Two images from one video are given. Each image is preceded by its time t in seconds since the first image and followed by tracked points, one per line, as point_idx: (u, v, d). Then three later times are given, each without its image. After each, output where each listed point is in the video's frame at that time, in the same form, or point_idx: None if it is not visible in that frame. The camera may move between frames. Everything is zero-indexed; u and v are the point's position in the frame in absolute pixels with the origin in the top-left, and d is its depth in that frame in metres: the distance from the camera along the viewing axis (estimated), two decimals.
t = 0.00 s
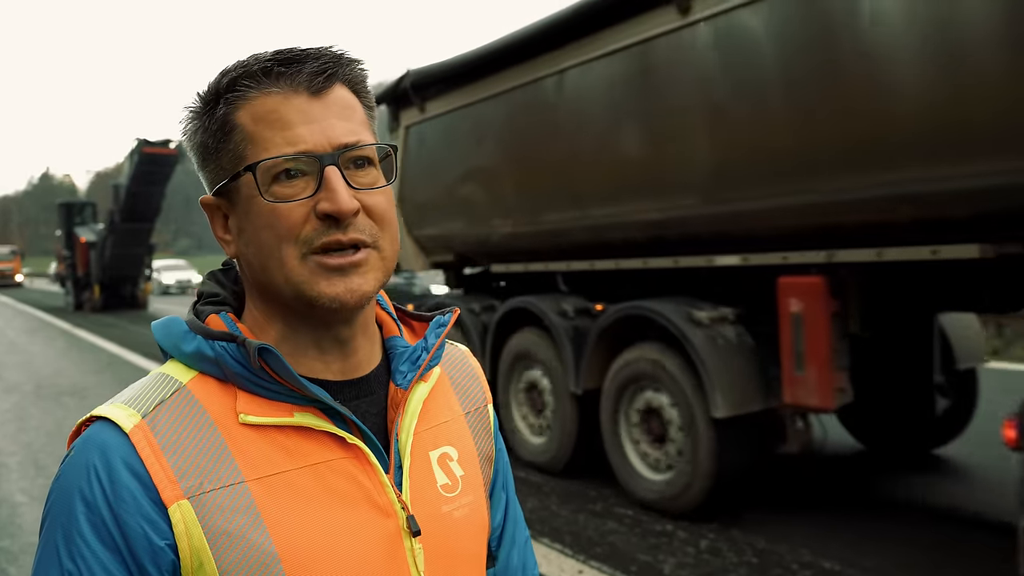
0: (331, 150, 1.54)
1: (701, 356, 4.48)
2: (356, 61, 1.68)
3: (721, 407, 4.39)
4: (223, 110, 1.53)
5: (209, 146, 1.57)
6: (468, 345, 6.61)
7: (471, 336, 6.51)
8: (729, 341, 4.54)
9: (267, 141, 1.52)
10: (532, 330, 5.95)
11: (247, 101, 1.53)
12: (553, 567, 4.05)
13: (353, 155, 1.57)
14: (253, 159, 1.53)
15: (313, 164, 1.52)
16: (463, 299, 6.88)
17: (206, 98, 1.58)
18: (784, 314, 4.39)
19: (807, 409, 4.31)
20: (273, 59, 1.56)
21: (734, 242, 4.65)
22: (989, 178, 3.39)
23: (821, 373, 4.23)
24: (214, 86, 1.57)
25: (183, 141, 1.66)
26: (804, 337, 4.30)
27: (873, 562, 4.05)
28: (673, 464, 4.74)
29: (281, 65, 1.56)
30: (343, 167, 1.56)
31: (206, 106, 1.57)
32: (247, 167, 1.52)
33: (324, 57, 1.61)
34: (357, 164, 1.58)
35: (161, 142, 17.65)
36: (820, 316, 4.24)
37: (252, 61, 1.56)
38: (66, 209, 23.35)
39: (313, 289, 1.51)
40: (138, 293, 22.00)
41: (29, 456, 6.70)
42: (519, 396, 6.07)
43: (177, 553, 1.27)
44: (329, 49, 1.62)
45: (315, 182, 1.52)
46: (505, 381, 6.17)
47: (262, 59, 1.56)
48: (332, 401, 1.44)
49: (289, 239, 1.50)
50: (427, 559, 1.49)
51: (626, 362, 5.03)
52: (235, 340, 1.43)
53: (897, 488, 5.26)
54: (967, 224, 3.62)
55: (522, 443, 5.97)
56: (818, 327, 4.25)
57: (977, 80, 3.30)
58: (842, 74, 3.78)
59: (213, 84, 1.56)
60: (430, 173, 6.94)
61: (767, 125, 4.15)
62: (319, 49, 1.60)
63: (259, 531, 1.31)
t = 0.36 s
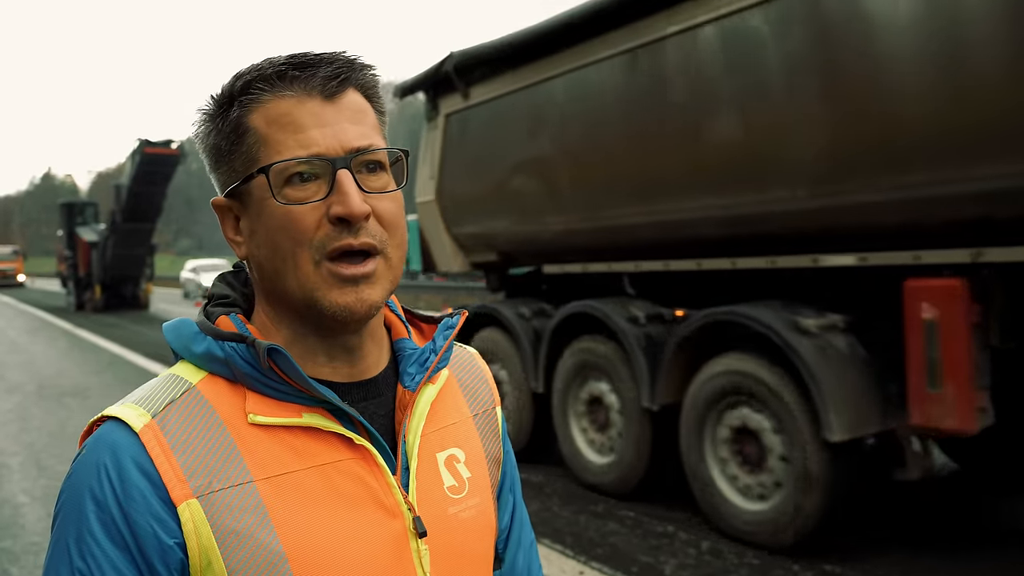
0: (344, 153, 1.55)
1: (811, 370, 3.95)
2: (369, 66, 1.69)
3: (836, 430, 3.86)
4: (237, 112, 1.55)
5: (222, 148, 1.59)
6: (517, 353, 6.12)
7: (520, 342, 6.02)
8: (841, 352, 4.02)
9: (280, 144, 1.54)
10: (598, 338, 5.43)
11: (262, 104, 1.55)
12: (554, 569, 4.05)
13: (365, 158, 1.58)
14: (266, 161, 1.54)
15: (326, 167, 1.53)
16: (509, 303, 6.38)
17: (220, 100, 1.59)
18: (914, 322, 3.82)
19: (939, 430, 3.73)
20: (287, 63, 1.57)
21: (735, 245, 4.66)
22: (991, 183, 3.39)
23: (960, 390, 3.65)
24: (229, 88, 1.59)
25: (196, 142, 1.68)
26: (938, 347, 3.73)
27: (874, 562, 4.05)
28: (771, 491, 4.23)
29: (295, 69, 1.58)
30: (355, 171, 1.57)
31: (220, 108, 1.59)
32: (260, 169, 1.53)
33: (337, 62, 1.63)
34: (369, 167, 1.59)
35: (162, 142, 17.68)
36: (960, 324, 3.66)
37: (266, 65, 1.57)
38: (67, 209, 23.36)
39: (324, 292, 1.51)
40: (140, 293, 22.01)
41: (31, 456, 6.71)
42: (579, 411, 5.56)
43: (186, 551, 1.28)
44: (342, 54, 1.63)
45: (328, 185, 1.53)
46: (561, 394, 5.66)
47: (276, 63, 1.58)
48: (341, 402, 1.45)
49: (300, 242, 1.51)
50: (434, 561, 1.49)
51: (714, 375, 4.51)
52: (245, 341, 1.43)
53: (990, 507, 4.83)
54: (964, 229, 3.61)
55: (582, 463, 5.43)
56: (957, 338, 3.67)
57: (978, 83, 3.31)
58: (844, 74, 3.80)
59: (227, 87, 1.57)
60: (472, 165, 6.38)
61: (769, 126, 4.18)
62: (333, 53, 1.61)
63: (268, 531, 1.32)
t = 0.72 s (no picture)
0: (358, 152, 1.56)
1: (965, 387, 3.35)
2: (384, 66, 1.70)
3: (1001, 459, 3.28)
4: (253, 111, 1.56)
5: (238, 146, 1.60)
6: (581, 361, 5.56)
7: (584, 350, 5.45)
8: (996, 366, 3.45)
9: (294, 142, 1.55)
10: (683, 346, 4.82)
11: (277, 103, 1.56)
12: (558, 569, 4.06)
13: (379, 157, 1.59)
14: (280, 159, 1.55)
15: (339, 165, 1.54)
16: (570, 305, 5.80)
17: (237, 98, 1.60)
18: None
19: None
20: (302, 62, 1.58)
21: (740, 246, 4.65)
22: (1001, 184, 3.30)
23: None
24: (244, 87, 1.60)
25: (210, 140, 1.69)
26: None
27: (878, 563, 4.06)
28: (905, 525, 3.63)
29: (310, 68, 1.59)
30: (369, 169, 1.57)
31: (236, 106, 1.60)
32: (275, 166, 1.53)
33: (352, 61, 1.64)
34: (383, 166, 1.60)
35: (167, 142, 17.71)
36: None
37: (282, 64, 1.59)
38: (71, 209, 23.38)
39: (337, 290, 1.52)
40: (145, 292, 22.05)
41: (36, 455, 6.73)
42: (656, 428, 4.99)
43: (200, 545, 1.28)
44: (357, 53, 1.64)
45: (341, 184, 1.54)
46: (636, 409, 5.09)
47: (292, 62, 1.59)
48: (354, 399, 1.45)
49: (313, 239, 1.51)
50: (444, 557, 1.50)
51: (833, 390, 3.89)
52: (260, 337, 1.44)
53: None
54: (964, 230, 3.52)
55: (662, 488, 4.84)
56: None
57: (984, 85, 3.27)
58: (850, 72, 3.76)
59: (242, 86, 1.59)
60: (529, 154, 5.84)
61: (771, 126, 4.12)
62: (347, 53, 1.62)
63: (281, 525, 1.32)
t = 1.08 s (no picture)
0: (348, 148, 1.57)
1: None
2: (383, 65, 1.71)
3: None
4: (248, 107, 1.57)
5: (235, 142, 1.62)
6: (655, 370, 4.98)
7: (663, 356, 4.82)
8: None
9: (286, 137, 1.56)
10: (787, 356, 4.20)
11: (271, 100, 1.57)
12: (558, 568, 4.06)
13: (369, 154, 1.60)
14: (271, 154, 1.56)
15: (329, 161, 1.55)
16: (642, 307, 5.19)
17: (235, 97, 1.63)
18: None
19: None
20: (297, 60, 1.60)
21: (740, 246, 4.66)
22: (989, 188, 3.33)
23: None
24: (242, 85, 1.62)
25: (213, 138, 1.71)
26: None
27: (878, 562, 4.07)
28: None
29: (304, 65, 1.60)
30: (359, 165, 1.58)
31: (233, 104, 1.62)
32: (265, 161, 1.55)
33: (348, 59, 1.65)
34: (374, 163, 1.61)
35: (167, 142, 17.74)
36: None
37: (278, 62, 1.60)
38: (72, 209, 23.40)
39: (325, 284, 1.52)
40: (146, 293, 22.06)
41: (37, 455, 6.74)
42: (756, 449, 4.35)
43: (196, 540, 1.29)
44: (354, 52, 1.65)
45: (330, 179, 1.55)
46: (729, 424, 4.47)
47: (287, 60, 1.61)
48: (349, 395, 1.46)
49: (302, 234, 1.52)
50: (441, 554, 1.50)
51: (999, 409, 3.28)
52: (256, 333, 1.45)
53: None
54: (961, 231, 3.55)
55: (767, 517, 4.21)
56: None
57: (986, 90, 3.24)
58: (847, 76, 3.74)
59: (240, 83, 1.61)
60: (592, 139, 5.28)
61: (770, 127, 4.13)
62: (344, 51, 1.63)
63: (276, 520, 1.33)
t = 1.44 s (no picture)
0: (341, 142, 1.59)
1: None
2: (379, 62, 1.72)
3: None
4: (243, 104, 1.59)
5: (231, 139, 1.63)
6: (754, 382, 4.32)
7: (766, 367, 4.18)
8: None
9: (279, 132, 1.57)
10: (918, 366, 3.50)
11: (266, 95, 1.59)
12: (558, 566, 4.06)
13: (363, 147, 1.61)
14: (265, 149, 1.58)
15: (322, 155, 1.56)
16: (735, 310, 4.54)
17: (231, 94, 1.64)
18: None
19: None
20: (290, 56, 1.61)
21: (738, 245, 4.66)
22: (991, 187, 3.35)
23: None
24: (237, 82, 1.63)
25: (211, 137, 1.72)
26: None
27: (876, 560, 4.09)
28: None
29: (297, 61, 1.61)
30: (352, 159, 1.59)
31: (229, 101, 1.63)
32: (258, 155, 1.56)
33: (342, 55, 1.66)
34: (368, 156, 1.62)
35: (166, 140, 17.75)
36: None
37: (272, 59, 1.62)
38: (71, 208, 23.38)
39: (318, 278, 1.52)
40: (145, 291, 22.06)
41: (36, 454, 6.74)
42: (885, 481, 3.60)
43: (189, 535, 1.29)
44: (349, 48, 1.66)
45: (324, 172, 1.56)
46: (845, 445, 3.78)
47: (282, 57, 1.62)
48: (343, 391, 1.47)
49: (295, 226, 1.53)
50: (436, 551, 1.51)
51: None
52: (250, 329, 1.45)
53: None
54: (950, 234, 3.62)
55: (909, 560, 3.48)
56: None
57: (983, 79, 3.27)
58: (848, 73, 3.81)
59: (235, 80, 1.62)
60: (672, 118, 4.79)
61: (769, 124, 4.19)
62: (338, 47, 1.65)
63: (270, 516, 1.33)
